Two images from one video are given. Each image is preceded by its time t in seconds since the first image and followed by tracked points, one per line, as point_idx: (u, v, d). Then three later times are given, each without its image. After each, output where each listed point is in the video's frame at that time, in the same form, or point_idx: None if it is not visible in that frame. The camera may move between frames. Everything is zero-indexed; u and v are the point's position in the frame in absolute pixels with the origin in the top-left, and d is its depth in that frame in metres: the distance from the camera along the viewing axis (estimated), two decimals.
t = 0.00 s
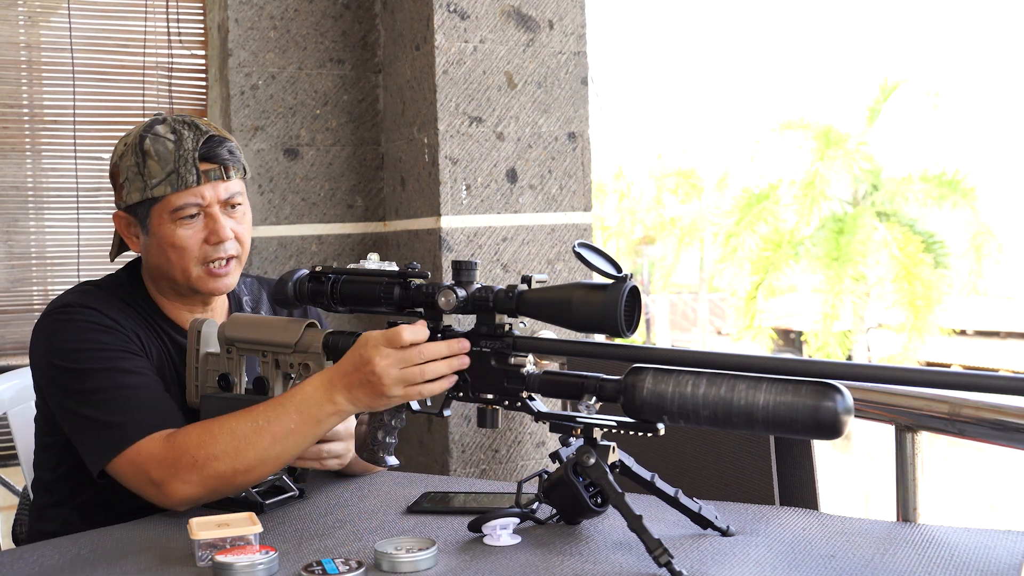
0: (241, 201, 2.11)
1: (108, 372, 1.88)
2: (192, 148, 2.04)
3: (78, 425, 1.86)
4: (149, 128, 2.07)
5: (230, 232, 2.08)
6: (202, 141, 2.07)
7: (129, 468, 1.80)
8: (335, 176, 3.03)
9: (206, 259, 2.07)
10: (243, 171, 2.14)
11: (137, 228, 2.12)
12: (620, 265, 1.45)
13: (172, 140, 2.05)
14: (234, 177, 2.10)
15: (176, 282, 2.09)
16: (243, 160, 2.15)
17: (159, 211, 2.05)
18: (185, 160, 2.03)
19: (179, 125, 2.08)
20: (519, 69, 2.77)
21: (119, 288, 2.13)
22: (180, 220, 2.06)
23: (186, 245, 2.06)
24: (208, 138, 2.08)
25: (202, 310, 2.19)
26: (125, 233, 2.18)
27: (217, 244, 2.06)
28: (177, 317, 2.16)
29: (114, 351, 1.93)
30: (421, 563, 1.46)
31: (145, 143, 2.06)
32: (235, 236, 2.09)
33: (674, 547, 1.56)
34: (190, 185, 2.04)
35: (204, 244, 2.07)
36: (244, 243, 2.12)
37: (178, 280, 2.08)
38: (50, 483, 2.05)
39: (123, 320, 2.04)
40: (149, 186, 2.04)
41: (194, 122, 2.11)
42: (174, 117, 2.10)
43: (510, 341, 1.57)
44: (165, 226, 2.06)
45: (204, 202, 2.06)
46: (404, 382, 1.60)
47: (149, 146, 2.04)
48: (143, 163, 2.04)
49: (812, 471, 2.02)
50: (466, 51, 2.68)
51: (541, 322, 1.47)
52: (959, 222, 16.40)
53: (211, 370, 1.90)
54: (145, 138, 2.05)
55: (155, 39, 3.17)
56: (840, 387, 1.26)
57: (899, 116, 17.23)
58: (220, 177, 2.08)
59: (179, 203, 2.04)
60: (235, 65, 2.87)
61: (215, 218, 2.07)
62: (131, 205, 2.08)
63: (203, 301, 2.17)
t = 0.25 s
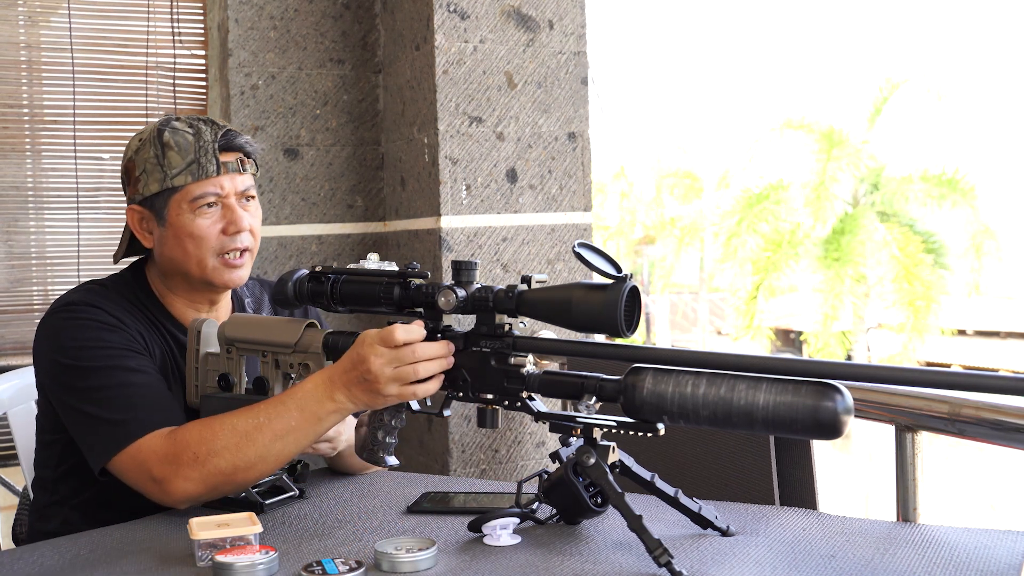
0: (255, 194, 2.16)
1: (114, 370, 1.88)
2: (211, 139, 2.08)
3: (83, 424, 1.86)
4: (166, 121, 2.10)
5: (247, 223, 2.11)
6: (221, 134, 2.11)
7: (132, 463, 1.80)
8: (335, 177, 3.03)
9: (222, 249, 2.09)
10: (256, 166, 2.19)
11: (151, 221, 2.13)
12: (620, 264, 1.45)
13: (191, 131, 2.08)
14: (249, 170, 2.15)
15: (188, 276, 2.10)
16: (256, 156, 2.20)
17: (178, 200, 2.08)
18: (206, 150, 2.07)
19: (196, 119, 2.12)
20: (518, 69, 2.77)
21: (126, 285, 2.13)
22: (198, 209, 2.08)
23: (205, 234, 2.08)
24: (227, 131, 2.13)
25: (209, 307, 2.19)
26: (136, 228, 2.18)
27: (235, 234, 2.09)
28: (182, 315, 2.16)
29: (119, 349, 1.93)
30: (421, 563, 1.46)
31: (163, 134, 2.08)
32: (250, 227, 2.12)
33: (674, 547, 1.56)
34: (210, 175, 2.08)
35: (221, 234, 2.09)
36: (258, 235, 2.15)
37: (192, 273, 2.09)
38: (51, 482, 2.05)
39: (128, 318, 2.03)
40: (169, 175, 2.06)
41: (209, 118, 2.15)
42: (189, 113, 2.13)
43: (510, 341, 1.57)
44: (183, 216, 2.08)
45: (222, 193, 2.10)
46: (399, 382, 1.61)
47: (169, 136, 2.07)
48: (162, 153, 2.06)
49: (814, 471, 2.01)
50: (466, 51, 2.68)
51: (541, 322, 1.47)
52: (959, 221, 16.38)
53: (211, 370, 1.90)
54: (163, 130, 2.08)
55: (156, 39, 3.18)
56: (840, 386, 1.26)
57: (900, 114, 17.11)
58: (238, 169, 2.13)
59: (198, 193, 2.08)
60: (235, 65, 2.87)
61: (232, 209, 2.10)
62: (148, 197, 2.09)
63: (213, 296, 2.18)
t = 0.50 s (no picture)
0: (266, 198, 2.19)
1: (120, 372, 1.88)
2: (225, 142, 2.11)
3: (87, 427, 1.86)
4: (179, 124, 2.12)
5: (258, 225, 2.13)
6: (233, 138, 2.14)
7: (135, 469, 1.80)
8: (335, 177, 3.03)
9: (234, 250, 2.10)
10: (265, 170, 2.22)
11: (162, 223, 2.13)
12: (621, 264, 1.45)
13: (205, 134, 2.10)
14: (260, 175, 2.18)
15: (198, 278, 2.10)
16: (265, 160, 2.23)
17: (191, 201, 2.09)
18: (220, 152, 2.09)
19: (209, 124, 2.15)
20: (519, 69, 2.77)
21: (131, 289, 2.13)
22: (210, 210, 2.10)
23: (217, 235, 2.09)
24: (239, 135, 2.16)
25: (215, 310, 2.20)
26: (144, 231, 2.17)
27: (246, 236, 2.11)
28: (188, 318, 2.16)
29: (124, 352, 1.92)
30: (421, 563, 1.46)
31: (177, 136, 2.10)
32: (261, 230, 2.14)
33: (674, 547, 1.56)
34: (223, 176, 2.10)
35: (233, 236, 2.10)
36: (268, 239, 2.17)
37: (202, 275, 2.10)
38: (51, 483, 2.05)
39: (133, 322, 2.03)
40: (182, 177, 2.08)
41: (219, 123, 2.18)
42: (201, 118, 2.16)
43: (509, 341, 1.57)
44: (195, 217, 2.09)
45: (234, 195, 2.12)
46: (401, 384, 1.61)
47: (183, 138, 2.08)
48: (176, 154, 2.08)
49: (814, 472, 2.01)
50: (466, 51, 2.68)
51: (541, 322, 1.47)
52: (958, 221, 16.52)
53: (210, 370, 1.90)
54: (177, 132, 2.09)
55: (155, 39, 3.17)
56: (840, 386, 1.26)
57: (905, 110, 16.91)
58: (249, 173, 2.16)
59: (212, 193, 2.10)
60: (235, 65, 2.87)
61: (243, 212, 2.12)
62: (161, 198, 2.10)
63: (221, 298, 2.18)
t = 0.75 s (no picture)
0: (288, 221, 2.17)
1: (131, 385, 1.87)
2: (251, 166, 2.08)
3: (96, 437, 1.86)
4: (207, 143, 2.09)
5: (280, 250, 2.13)
6: (259, 161, 2.11)
7: (142, 489, 1.80)
8: (335, 177, 3.03)
9: (254, 273, 2.11)
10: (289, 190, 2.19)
11: (182, 241, 2.11)
12: (621, 265, 1.45)
13: (231, 156, 2.07)
14: (284, 197, 2.16)
15: (214, 294, 2.11)
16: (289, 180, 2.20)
17: (213, 223, 2.07)
18: (246, 175, 2.07)
19: (236, 143, 2.11)
20: (519, 69, 2.77)
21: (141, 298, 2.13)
22: (232, 233, 2.08)
23: (239, 259, 2.09)
24: (265, 158, 2.13)
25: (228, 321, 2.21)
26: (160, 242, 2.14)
27: (268, 260, 2.10)
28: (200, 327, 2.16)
29: (136, 364, 1.92)
30: (421, 563, 1.46)
31: (203, 155, 2.07)
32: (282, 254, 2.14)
33: (674, 547, 1.56)
34: (248, 202, 2.08)
35: (253, 260, 2.10)
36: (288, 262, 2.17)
37: (220, 294, 2.11)
38: (50, 486, 2.05)
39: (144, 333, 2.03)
40: (206, 199, 2.06)
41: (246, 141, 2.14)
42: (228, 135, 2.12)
43: (510, 341, 1.57)
44: (217, 239, 2.08)
45: (258, 219, 2.10)
46: (403, 382, 1.62)
47: (210, 159, 2.06)
48: (202, 175, 2.05)
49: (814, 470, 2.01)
50: (466, 51, 2.68)
51: (541, 322, 1.47)
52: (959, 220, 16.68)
53: (210, 370, 1.90)
54: (204, 152, 2.06)
55: (155, 39, 3.17)
56: (840, 386, 1.26)
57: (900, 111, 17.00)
58: (274, 197, 2.13)
59: (234, 217, 2.07)
60: (235, 65, 2.87)
61: (266, 235, 2.11)
62: (183, 217, 2.08)
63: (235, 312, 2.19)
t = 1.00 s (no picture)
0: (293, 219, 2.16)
1: (134, 385, 1.87)
2: (256, 164, 2.08)
3: (99, 437, 1.86)
4: (212, 140, 2.09)
5: (283, 248, 2.12)
6: (264, 159, 2.11)
7: (142, 487, 1.80)
8: (335, 177, 3.02)
9: (257, 271, 2.10)
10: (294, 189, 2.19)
11: (186, 238, 2.11)
12: (621, 264, 1.44)
13: (237, 153, 2.08)
14: (289, 195, 2.15)
15: (219, 293, 2.11)
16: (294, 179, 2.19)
17: (217, 221, 2.07)
18: (250, 174, 2.07)
19: (242, 141, 2.12)
20: (518, 69, 2.77)
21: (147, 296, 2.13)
22: (236, 232, 2.08)
23: (241, 257, 2.08)
24: (270, 156, 2.12)
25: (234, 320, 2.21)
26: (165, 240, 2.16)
27: (270, 258, 2.09)
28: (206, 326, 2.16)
29: (138, 364, 1.91)
30: (421, 563, 1.46)
31: (209, 153, 2.07)
32: (286, 252, 2.13)
33: (674, 547, 1.56)
34: (251, 200, 2.07)
35: (256, 258, 2.09)
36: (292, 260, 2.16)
37: (224, 292, 2.11)
38: (55, 487, 2.04)
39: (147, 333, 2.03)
40: (210, 197, 2.06)
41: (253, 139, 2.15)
42: (235, 133, 2.13)
43: (510, 342, 1.57)
44: (221, 237, 2.08)
45: (261, 218, 2.09)
46: (396, 380, 1.61)
47: (214, 157, 2.06)
48: (206, 173, 2.06)
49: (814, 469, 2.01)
50: (466, 51, 2.68)
51: (540, 323, 1.47)
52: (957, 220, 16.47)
53: (210, 370, 1.90)
54: (209, 150, 2.07)
55: (155, 39, 3.17)
56: (840, 386, 1.26)
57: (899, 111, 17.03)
58: (278, 195, 2.12)
59: (238, 216, 2.07)
60: (235, 65, 2.87)
61: (269, 234, 2.10)
62: (187, 215, 2.09)
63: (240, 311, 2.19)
